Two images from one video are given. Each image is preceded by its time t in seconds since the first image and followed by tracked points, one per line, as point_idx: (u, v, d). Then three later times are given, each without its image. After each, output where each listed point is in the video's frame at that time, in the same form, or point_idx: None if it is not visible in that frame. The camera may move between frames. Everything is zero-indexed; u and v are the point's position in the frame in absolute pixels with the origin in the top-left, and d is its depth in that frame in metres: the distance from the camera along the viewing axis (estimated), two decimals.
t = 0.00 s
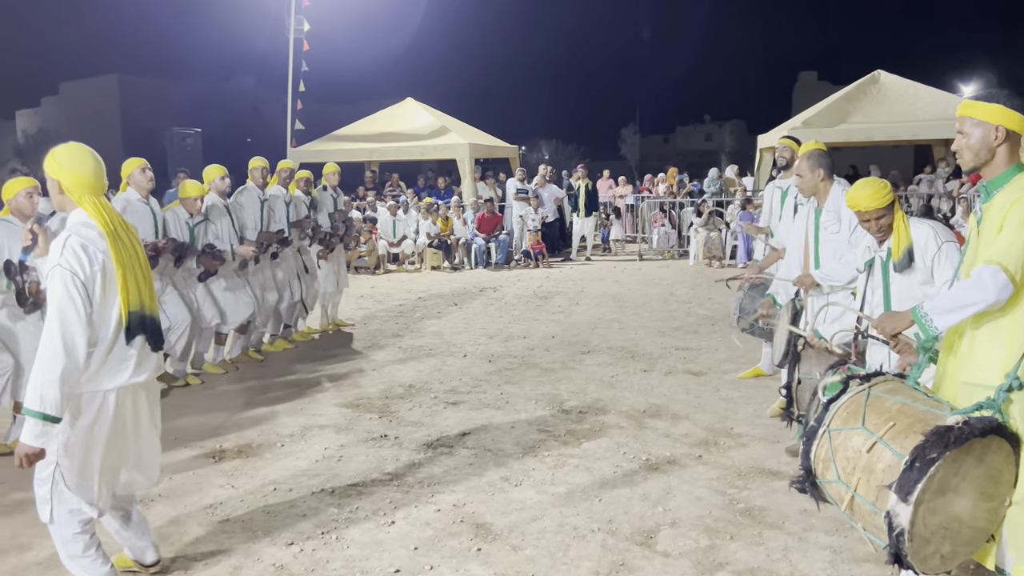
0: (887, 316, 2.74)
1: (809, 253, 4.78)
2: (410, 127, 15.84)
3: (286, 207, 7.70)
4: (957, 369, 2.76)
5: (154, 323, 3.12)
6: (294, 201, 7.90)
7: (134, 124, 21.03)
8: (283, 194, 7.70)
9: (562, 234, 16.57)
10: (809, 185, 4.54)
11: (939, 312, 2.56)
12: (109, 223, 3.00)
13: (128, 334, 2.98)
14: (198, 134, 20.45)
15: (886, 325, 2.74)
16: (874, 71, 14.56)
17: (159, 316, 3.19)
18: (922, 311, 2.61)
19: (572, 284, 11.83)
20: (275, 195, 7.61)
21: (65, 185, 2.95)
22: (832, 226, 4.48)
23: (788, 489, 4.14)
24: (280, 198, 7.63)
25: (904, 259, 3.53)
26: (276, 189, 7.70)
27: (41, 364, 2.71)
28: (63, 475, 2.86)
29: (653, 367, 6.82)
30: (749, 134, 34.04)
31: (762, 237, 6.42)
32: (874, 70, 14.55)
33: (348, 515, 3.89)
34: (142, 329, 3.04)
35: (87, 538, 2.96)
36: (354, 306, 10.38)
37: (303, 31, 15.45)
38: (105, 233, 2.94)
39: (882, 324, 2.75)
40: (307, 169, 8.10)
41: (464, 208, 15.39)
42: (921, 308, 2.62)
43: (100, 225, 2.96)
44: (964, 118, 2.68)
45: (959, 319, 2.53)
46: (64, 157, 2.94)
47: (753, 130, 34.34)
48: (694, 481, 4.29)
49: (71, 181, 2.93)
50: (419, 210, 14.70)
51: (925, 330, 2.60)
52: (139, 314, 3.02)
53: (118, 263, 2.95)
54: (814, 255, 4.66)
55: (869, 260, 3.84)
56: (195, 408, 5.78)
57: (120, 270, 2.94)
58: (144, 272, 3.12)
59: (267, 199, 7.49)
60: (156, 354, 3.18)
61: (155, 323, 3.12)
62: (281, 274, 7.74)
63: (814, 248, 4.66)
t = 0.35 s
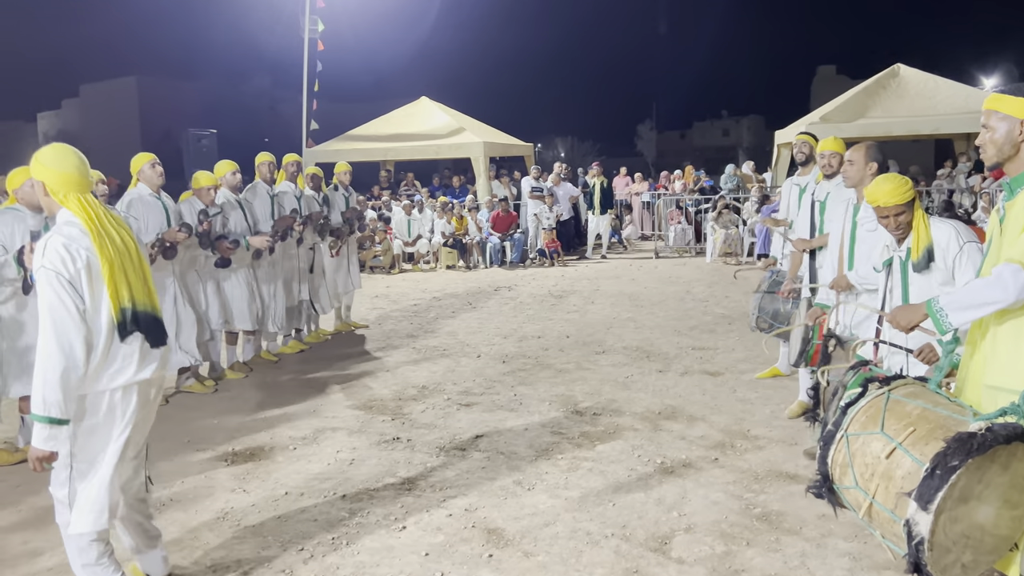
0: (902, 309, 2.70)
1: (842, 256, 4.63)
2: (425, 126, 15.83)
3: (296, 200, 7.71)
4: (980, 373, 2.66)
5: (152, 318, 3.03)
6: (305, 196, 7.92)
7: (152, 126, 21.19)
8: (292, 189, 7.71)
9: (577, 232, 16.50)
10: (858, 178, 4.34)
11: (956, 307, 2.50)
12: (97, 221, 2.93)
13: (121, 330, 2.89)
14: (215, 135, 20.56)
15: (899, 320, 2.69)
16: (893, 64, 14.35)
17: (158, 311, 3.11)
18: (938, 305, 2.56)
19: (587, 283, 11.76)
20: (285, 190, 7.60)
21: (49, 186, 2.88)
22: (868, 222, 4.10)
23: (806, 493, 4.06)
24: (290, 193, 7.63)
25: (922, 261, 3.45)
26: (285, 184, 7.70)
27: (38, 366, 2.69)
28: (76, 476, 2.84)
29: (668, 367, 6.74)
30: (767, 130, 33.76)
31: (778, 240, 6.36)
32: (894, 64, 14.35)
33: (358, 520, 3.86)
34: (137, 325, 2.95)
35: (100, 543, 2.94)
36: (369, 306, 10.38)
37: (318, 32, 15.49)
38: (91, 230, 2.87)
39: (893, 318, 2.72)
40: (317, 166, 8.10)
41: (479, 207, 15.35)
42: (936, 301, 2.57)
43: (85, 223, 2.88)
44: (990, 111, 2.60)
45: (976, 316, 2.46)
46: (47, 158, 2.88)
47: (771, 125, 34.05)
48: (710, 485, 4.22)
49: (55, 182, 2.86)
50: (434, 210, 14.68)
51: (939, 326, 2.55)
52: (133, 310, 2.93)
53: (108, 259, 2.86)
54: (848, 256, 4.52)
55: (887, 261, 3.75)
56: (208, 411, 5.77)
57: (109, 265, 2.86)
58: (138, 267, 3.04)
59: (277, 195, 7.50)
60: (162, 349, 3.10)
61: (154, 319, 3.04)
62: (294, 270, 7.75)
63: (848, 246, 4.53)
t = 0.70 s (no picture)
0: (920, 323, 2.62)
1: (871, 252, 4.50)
2: (442, 125, 15.84)
3: (314, 201, 7.72)
4: (1001, 373, 2.59)
5: (174, 316, 2.94)
6: (322, 196, 7.93)
7: (171, 127, 21.36)
8: (310, 188, 7.73)
9: (593, 230, 16.43)
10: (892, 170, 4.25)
11: (975, 314, 2.48)
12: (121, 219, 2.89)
13: (133, 328, 2.84)
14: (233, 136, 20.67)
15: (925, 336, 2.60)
16: (914, 58, 14.16)
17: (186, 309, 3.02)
18: (955, 314, 2.52)
19: (604, 281, 11.70)
20: (303, 190, 7.62)
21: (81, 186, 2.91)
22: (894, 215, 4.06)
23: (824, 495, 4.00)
24: (308, 193, 7.66)
25: (942, 249, 3.38)
26: (304, 184, 7.73)
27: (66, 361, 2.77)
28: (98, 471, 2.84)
29: (685, 366, 6.69)
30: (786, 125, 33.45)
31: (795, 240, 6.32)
32: (914, 57, 14.16)
33: (372, 521, 3.86)
34: (152, 322, 2.88)
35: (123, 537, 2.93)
36: (385, 305, 10.39)
37: (334, 32, 15.53)
38: (109, 228, 2.84)
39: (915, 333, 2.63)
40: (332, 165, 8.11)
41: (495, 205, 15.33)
42: (953, 310, 2.54)
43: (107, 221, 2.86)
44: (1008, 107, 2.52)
45: (994, 321, 2.43)
46: (84, 159, 2.89)
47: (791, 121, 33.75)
48: (726, 486, 4.17)
49: (84, 182, 2.87)
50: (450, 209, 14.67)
51: (960, 335, 2.51)
52: (149, 308, 2.87)
53: (122, 257, 2.82)
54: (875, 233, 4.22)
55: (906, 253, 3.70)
56: (225, 411, 5.80)
57: (123, 264, 2.82)
58: (163, 264, 2.96)
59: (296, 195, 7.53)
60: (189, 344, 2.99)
61: (178, 316, 2.96)
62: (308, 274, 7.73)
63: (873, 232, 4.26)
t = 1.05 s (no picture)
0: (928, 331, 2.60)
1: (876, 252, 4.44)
2: (448, 125, 15.84)
3: (323, 201, 7.74)
4: (1011, 373, 2.54)
5: (198, 313, 2.99)
6: (331, 195, 7.93)
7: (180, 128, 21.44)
8: (319, 187, 7.76)
9: (601, 228, 16.39)
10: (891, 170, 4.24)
11: (983, 317, 2.46)
12: (153, 216, 2.95)
13: (156, 323, 2.90)
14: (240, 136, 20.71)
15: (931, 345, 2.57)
16: (924, 54, 14.06)
17: (210, 307, 3.06)
18: (962, 318, 2.50)
19: (612, 280, 11.67)
20: (313, 190, 7.64)
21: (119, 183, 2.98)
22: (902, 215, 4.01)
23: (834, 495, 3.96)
24: (318, 192, 7.68)
25: (946, 251, 3.36)
26: (313, 183, 7.76)
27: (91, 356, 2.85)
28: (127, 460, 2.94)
29: (693, 366, 6.65)
30: (795, 123, 33.32)
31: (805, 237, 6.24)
32: (924, 54, 14.06)
33: (378, 523, 3.84)
34: (175, 318, 2.92)
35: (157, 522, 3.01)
36: (392, 305, 10.38)
37: (341, 32, 15.54)
38: (139, 224, 2.90)
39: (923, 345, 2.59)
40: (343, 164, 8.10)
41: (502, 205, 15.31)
42: (959, 315, 2.52)
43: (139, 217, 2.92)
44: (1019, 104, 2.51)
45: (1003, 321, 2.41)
46: (123, 156, 2.96)
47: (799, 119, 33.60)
48: (734, 487, 4.14)
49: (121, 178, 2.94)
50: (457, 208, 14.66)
51: (969, 337, 2.48)
52: (172, 304, 2.92)
53: (147, 254, 2.88)
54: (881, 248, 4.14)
55: (910, 254, 3.67)
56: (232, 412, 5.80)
57: (149, 260, 2.87)
58: (189, 262, 3.00)
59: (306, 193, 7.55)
60: (209, 344, 3.03)
61: (201, 313, 3.00)
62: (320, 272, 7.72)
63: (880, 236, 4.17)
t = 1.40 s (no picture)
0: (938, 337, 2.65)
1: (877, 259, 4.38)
2: (445, 128, 15.83)
3: (319, 206, 7.69)
4: (1018, 380, 2.55)
5: (207, 321, 2.98)
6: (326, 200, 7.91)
7: (175, 131, 21.37)
8: (315, 193, 7.70)
9: (597, 230, 16.37)
10: (889, 172, 4.24)
11: (990, 321, 2.48)
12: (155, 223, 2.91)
13: (169, 332, 2.85)
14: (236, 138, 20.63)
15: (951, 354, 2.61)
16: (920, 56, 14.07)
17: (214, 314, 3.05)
18: (970, 322, 2.52)
19: (609, 282, 11.65)
20: (309, 195, 7.60)
21: (112, 188, 2.88)
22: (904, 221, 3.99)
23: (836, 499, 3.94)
24: (314, 198, 7.63)
25: (954, 256, 3.34)
26: (309, 188, 7.71)
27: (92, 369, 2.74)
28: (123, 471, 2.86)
29: (692, 368, 6.63)
30: (790, 125, 33.38)
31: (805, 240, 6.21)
32: (920, 56, 14.08)
33: (378, 529, 3.81)
34: (189, 327, 2.90)
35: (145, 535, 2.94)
36: (389, 307, 10.34)
37: (337, 33, 15.51)
38: (146, 231, 2.85)
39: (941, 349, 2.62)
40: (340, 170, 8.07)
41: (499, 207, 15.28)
42: (968, 318, 2.53)
43: (142, 224, 2.87)
44: None
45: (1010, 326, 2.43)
46: (110, 160, 2.87)
47: (795, 121, 33.66)
48: (735, 490, 4.12)
49: (118, 184, 2.86)
50: (454, 210, 14.64)
51: (976, 343, 2.51)
52: (184, 313, 2.89)
53: (158, 261, 2.84)
54: (886, 254, 4.16)
55: (916, 258, 3.64)
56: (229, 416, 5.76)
57: (160, 267, 2.84)
58: (193, 270, 2.99)
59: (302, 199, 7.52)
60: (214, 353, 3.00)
61: (209, 322, 2.98)
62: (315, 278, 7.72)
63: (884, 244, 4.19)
